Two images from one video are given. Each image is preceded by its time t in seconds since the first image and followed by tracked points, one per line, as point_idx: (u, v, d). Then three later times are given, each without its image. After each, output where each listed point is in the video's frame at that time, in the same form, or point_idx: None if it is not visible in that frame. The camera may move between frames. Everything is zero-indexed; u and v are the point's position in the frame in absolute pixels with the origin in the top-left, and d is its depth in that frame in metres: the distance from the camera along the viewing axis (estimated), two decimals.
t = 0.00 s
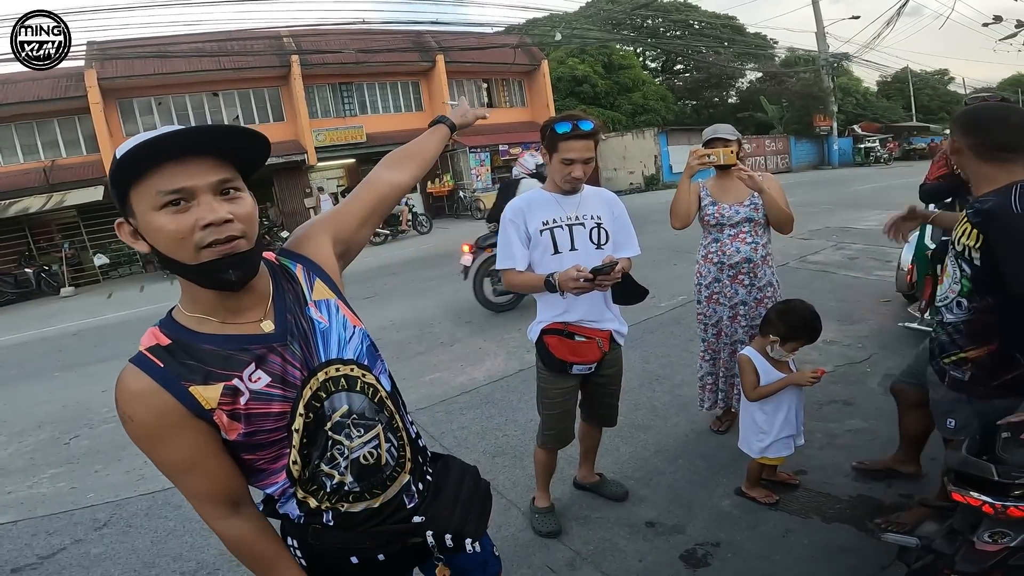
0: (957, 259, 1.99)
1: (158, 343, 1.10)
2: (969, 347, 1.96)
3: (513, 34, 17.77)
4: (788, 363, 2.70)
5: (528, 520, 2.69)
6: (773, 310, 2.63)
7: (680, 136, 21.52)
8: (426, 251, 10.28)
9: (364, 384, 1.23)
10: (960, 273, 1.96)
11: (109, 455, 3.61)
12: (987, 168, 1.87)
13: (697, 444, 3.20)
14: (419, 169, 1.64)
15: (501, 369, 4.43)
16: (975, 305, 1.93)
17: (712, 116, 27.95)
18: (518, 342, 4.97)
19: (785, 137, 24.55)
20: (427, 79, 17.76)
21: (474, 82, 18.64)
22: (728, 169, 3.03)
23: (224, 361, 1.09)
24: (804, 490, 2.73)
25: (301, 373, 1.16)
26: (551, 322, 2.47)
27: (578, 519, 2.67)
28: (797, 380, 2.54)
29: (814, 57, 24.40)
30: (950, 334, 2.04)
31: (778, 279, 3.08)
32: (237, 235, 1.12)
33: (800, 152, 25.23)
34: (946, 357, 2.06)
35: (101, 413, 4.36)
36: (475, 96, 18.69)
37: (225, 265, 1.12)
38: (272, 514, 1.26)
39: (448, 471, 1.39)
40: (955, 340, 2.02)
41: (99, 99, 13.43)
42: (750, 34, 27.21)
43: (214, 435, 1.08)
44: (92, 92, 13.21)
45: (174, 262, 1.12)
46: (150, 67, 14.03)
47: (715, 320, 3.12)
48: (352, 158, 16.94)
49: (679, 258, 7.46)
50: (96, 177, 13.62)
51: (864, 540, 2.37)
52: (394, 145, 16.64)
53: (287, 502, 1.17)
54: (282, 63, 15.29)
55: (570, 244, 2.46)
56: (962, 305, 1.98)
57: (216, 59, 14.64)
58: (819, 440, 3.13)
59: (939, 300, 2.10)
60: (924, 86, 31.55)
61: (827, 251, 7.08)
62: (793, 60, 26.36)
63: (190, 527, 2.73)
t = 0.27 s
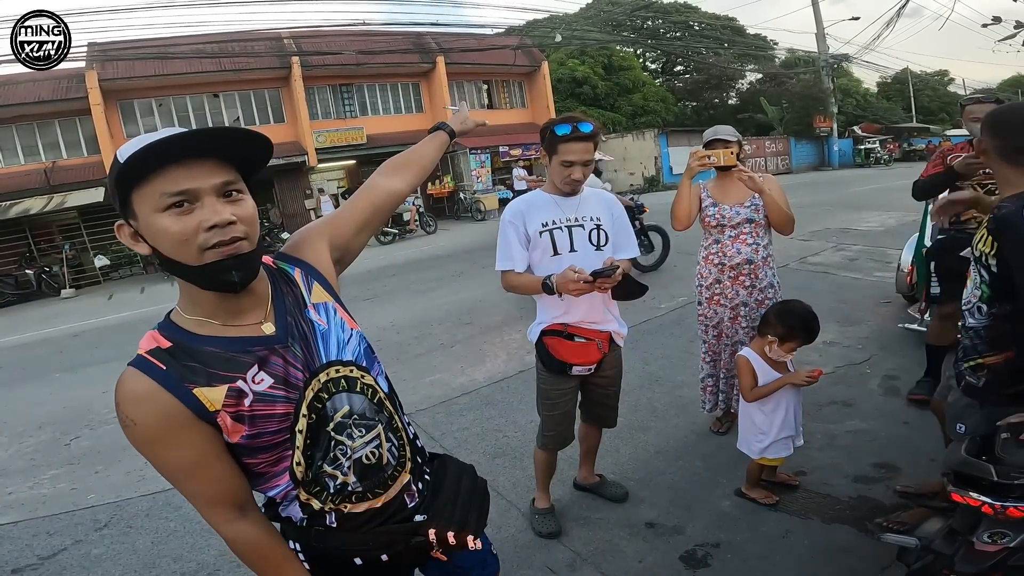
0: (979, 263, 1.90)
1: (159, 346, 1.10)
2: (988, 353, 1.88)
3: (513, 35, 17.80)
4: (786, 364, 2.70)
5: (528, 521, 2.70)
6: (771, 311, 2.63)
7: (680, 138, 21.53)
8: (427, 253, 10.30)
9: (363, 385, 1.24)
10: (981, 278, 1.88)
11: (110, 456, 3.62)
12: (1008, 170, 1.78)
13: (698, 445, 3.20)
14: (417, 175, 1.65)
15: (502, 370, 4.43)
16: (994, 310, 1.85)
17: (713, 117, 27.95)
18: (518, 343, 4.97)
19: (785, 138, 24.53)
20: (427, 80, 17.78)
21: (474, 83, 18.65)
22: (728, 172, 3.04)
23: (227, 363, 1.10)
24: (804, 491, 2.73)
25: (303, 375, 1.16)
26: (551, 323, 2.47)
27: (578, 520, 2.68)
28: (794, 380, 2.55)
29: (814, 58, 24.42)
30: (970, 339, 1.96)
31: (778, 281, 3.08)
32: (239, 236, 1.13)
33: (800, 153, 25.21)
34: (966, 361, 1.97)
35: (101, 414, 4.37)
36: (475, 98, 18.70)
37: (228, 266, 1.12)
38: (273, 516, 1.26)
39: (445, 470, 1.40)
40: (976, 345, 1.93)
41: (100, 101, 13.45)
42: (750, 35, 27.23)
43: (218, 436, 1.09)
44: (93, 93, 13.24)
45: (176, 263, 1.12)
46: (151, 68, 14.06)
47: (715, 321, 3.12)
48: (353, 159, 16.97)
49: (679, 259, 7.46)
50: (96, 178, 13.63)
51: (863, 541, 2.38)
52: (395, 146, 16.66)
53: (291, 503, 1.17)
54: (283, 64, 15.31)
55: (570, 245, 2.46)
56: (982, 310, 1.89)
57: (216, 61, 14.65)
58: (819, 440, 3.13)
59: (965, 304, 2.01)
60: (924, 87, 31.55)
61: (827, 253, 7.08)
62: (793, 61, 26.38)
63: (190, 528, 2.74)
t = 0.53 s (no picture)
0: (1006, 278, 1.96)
1: (159, 356, 1.10)
2: (1009, 369, 1.94)
3: (514, 37, 17.82)
4: (786, 368, 2.70)
5: (528, 524, 2.70)
6: (772, 316, 2.63)
7: (680, 139, 21.55)
8: (428, 255, 10.30)
9: (362, 395, 1.24)
10: (1009, 292, 1.93)
11: (112, 458, 3.62)
12: None
13: (698, 449, 3.20)
14: (418, 184, 1.65)
15: (503, 373, 4.43)
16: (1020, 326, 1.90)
17: (713, 119, 27.95)
18: (519, 346, 4.98)
19: (786, 140, 24.51)
20: (428, 82, 17.82)
21: (475, 85, 18.68)
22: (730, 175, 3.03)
23: (226, 373, 1.10)
24: (805, 495, 2.73)
25: (303, 384, 1.16)
26: (553, 327, 2.47)
27: (578, 523, 2.68)
28: (793, 386, 2.55)
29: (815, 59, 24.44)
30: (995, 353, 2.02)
31: (781, 285, 3.08)
32: (238, 247, 1.13)
33: (801, 155, 25.19)
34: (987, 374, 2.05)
35: (102, 416, 4.37)
36: (476, 99, 18.73)
37: (227, 277, 1.12)
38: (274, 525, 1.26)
39: (445, 476, 1.40)
40: (999, 360, 1.99)
41: (102, 102, 13.48)
42: (750, 37, 27.23)
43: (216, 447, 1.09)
44: (95, 95, 13.26)
45: (176, 274, 1.13)
46: (152, 69, 14.09)
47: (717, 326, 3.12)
48: (354, 161, 17.01)
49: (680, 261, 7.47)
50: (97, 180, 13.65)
51: (865, 545, 2.38)
52: (396, 148, 16.69)
53: (290, 510, 1.17)
54: (284, 66, 15.33)
55: (571, 251, 2.46)
56: (1007, 325, 1.95)
57: (218, 62, 14.68)
58: (819, 443, 3.14)
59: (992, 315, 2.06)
60: (925, 88, 31.54)
61: (827, 255, 7.09)
62: (793, 62, 26.39)
63: (192, 530, 2.74)
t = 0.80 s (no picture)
0: None
1: (156, 354, 1.11)
2: None
3: (515, 38, 17.84)
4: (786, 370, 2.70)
5: (528, 526, 2.70)
6: (772, 317, 2.63)
7: (681, 141, 21.54)
8: (429, 256, 10.30)
9: (359, 395, 1.23)
10: None
11: (112, 459, 3.62)
12: None
13: (698, 450, 3.19)
14: (420, 185, 1.65)
15: (503, 375, 4.43)
16: None
17: (714, 121, 27.95)
18: (520, 348, 4.97)
19: (787, 142, 24.50)
20: (429, 84, 17.84)
21: (476, 86, 18.70)
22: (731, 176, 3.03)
23: (221, 373, 1.10)
24: (806, 496, 2.73)
25: (299, 384, 1.16)
26: (554, 329, 2.48)
27: (579, 525, 2.67)
28: (794, 389, 2.54)
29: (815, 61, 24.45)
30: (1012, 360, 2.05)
31: (782, 287, 3.08)
32: (238, 248, 1.13)
33: (802, 157, 25.17)
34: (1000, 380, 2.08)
35: (103, 417, 4.37)
36: (477, 101, 18.75)
37: (226, 277, 1.12)
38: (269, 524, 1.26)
39: (443, 478, 1.40)
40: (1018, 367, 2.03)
41: (103, 104, 13.51)
42: (751, 38, 27.26)
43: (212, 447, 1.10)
44: (96, 96, 13.28)
45: (175, 274, 1.13)
46: (154, 70, 14.11)
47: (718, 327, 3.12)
48: (355, 163, 17.03)
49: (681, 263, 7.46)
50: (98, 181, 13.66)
51: (865, 546, 2.37)
52: (397, 150, 16.70)
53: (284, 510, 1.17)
54: (286, 67, 15.35)
55: (572, 252, 2.46)
56: None
57: (220, 64, 14.70)
58: (820, 445, 3.13)
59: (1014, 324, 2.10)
60: (926, 90, 31.51)
61: (828, 257, 7.09)
62: (794, 64, 26.41)
63: (192, 531, 2.74)
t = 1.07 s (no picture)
0: None
1: (158, 354, 1.10)
2: None
3: (517, 39, 17.85)
4: (789, 372, 2.70)
5: (530, 527, 2.69)
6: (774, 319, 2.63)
7: (683, 142, 21.54)
8: (431, 258, 10.31)
9: (360, 395, 1.23)
10: None
11: (114, 460, 3.62)
12: None
13: (700, 452, 3.19)
14: (419, 186, 1.65)
15: (505, 376, 4.43)
16: None
17: (716, 122, 27.94)
18: (522, 349, 4.97)
19: (789, 143, 24.48)
20: (431, 85, 17.86)
21: (478, 88, 18.71)
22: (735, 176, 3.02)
23: (224, 371, 1.10)
24: (808, 498, 2.72)
25: (301, 384, 1.16)
26: (556, 331, 2.47)
27: (580, 527, 2.67)
28: (798, 391, 2.54)
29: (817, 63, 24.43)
30: None
31: (785, 289, 3.07)
32: (244, 247, 1.14)
33: (804, 158, 25.15)
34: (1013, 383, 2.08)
35: (104, 418, 4.37)
36: (479, 102, 18.77)
37: (231, 276, 1.12)
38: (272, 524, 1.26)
39: (445, 479, 1.40)
40: None
41: (106, 104, 13.53)
42: (753, 40, 27.25)
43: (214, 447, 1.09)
44: (99, 96, 13.30)
45: (181, 274, 1.13)
46: (157, 71, 14.13)
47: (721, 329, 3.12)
48: (357, 164, 17.04)
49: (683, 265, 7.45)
50: (101, 182, 13.67)
51: (868, 548, 2.36)
52: (399, 151, 16.72)
53: (287, 510, 1.17)
54: (288, 68, 15.35)
55: (575, 254, 2.46)
56: None
57: (222, 65, 14.72)
58: (822, 447, 3.13)
59: None
60: (928, 91, 31.47)
61: (831, 258, 7.08)
62: (796, 65, 26.40)
63: (193, 533, 2.74)
